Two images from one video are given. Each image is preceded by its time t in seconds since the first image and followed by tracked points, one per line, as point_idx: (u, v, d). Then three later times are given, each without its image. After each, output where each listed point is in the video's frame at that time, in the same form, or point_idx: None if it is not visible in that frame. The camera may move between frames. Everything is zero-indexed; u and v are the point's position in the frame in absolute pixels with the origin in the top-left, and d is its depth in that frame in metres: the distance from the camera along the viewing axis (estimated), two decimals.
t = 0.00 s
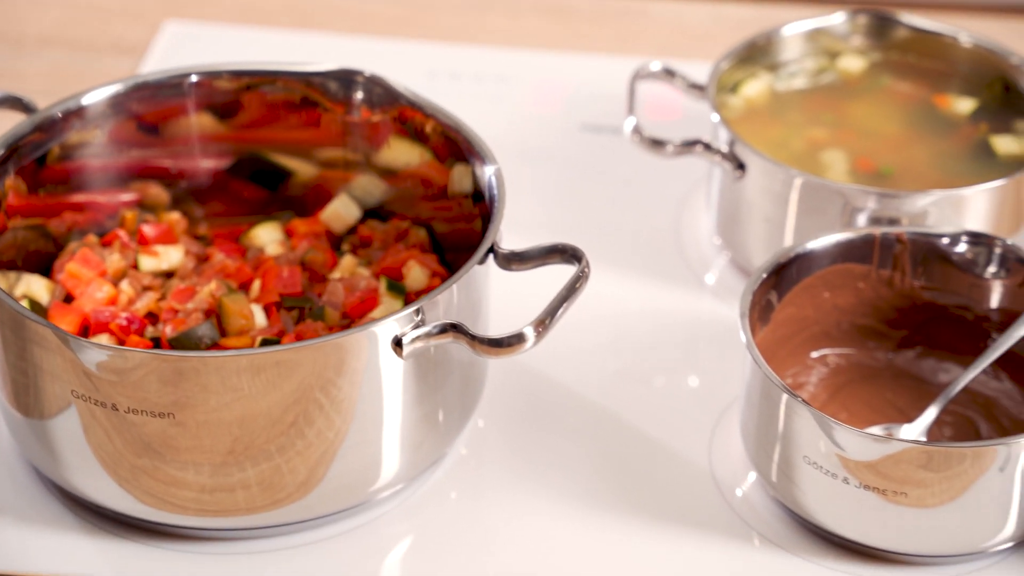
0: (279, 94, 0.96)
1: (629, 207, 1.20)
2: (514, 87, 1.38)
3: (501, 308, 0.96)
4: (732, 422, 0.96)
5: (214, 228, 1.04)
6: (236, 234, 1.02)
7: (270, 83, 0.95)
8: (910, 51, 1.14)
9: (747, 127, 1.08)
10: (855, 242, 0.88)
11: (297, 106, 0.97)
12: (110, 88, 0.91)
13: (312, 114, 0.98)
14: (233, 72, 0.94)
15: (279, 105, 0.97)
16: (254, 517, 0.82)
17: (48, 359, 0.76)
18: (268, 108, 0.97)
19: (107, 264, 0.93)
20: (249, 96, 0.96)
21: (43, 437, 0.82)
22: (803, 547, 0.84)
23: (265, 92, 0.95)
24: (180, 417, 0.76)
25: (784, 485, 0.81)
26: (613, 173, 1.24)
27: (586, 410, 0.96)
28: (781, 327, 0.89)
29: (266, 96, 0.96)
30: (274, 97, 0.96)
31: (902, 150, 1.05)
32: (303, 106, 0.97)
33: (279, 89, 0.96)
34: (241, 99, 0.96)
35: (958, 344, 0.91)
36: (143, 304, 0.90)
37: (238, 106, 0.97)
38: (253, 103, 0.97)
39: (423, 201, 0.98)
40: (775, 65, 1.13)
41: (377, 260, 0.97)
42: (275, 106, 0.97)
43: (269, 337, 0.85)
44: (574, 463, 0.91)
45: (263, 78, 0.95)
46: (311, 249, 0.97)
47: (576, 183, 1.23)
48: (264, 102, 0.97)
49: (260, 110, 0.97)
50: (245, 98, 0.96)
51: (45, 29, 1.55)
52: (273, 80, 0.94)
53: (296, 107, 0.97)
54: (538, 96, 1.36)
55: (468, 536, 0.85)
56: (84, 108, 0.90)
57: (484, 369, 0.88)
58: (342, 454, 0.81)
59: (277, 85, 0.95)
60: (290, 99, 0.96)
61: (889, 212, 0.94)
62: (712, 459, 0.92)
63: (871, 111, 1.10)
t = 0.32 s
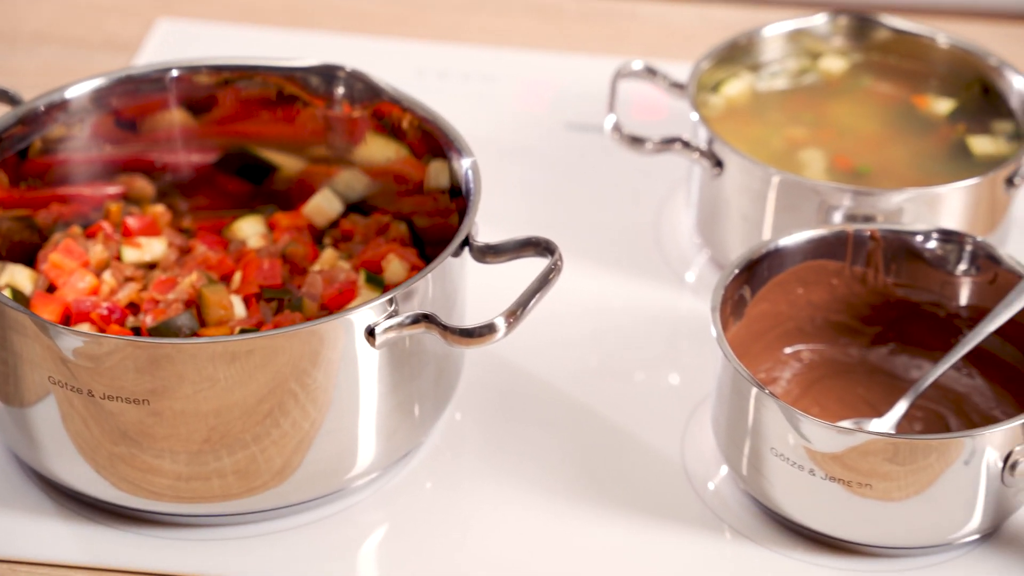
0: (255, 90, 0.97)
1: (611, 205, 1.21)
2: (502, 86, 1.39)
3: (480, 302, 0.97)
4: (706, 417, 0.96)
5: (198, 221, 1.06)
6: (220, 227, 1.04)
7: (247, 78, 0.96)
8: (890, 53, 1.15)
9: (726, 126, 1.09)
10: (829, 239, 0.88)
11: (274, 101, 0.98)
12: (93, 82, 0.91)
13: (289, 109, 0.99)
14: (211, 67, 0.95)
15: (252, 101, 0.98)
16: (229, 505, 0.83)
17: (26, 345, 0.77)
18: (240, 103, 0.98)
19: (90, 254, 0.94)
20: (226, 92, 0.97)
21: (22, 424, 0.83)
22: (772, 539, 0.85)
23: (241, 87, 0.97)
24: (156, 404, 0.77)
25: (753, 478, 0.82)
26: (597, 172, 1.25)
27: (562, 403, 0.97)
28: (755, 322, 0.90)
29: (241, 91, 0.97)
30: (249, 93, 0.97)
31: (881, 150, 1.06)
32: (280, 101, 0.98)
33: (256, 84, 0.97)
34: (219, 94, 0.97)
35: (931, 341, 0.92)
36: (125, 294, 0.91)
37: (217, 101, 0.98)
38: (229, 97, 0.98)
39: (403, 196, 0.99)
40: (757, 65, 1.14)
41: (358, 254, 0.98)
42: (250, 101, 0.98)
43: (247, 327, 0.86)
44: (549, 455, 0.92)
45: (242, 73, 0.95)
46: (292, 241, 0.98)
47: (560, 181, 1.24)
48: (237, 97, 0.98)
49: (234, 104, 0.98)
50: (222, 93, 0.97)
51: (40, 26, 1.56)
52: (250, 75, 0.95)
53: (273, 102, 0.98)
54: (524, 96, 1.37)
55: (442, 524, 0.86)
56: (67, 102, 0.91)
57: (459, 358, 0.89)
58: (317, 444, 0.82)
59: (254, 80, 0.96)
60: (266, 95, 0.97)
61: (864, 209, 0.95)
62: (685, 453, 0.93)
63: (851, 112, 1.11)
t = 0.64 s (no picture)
0: (231, 89, 0.98)
1: (595, 205, 1.22)
2: (490, 88, 1.40)
3: (460, 297, 0.99)
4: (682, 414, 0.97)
5: (183, 218, 1.07)
6: (205, 223, 1.05)
7: (225, 77, 0.97)
8: (872, 56, 1.16)
9: (707, 128, 1.10)
10: (802, 238, 0.89)
11: (252, 100, 0.99)
12: (76, 80, 0.93)
13: (266, 109, 1.00)
14: (192, 66, 0.96)
15: (228, 100, 0.99)
16: (208, 495, 0.84)
17: (5, 335, 0.78)
18: (217, 103, 1.00)
19: (74, 249, 0.95)
20: (204, 91, 0.98)
21: (3, 414, 0.84)
22: (744, 534, 0.86)
23: (219, 86, 0.98)
24: (133, 396, 0.78)
25: (725, 474, 0.83)
26: (581, 172, 1.26)
27: (540, 399, 0.98)
28: (730, 320, 0.91)
29: (218, 91, 0.98)
30: (225, 92, 0.98)
31: (860, 152, 1.07)
32: (257, 100, 0.99)
33: (232, 83, 0.98)
34: (198, 93, 0.98)
35: (904, 340, 0.93)
36: (108, 288, 0.92)
37: (196, 99, 0.99)
38: (206, 97, 0.99)
39: (384, 195, 1.00)
40: (739, 68, 1.15)
41: (339, 251, 0.99)
42: (226, 100, 0.99)
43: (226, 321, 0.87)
44: (526, 450, 0.93)
45: (221, 71, 0.97)
46: (274, 238, 0.99)
47: (545, 181, 1.25)
48: (214, 97, 0.99)
49: (209, 104, 1.00)
50: (201, 93, 0.99)
51: (35, 25, 1.57)
52: (230, 73, 0.97)
53: (251, 101, 0.99)
54: (512, 97, 1.38)
55: (418, 516, 0.87)
56: (51, 99, 0.92)
57: (436, 351, 0.90)
58: (294, 437, 0.83)
59: (232, 79, 0.97)
60: (243, 94, 0.99)
61: (840, 210, 0.96)
62: (660, 448, 0.94)
63: (832, 114, 1.13)
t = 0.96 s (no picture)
0: (210, 91, 1.00)
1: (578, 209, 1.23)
2: (478, 91, 1.42)
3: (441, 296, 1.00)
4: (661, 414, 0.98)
5: (170, 217, 1.08)
6: (191, 223, 1.06)
7: (205, 78, 0.99)
8: (854, 62, 1.17)
9: (689, 130, 1.11)
10: (778, 239, 0.90)
11: (230, 103, 1.01)
12: (62, 80, 0.94)
13: (244, 111, 1.02)
14: (175, 66, 0.98)
15: (205, 102, 1.01)
16: (188, 490, 0.85)
17: None
18: (194, 106, 1.01)
19: (59, 246, 0.96)
20: (182, 94, 1.00)
21: None
22: (718, 531, 0.87)
23: (198, 88, 1.00)
24: (113, 390, 0.79)
25: (699, 472, 0.84)
26: (567, 175, 1.28)
27: (519, 397, 0.99)
28: (707, 320, 0.92)
29: (197, 93, 1.00)
30: (204, 94, 1.00)
31: (840, 156, 1.08)
32: (235, 103, 1.01)
33: (211, 85, 1.00)
34: (177, 95, 1.00)
35: (880, 341, 0.94)
36: (93, 285, 0.93)
37: (174, 102, 1.01)
38: (184, 99, 1.01)
39: (367, 196, 1.01)
40: (722, 72, 1.16)
41: (322, 250, 1.00)
42: (203, 103, 1.01)
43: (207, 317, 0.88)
44: (503, 448, 0.94)
45: (204, 73, 0.99)
46: (258, 237, 1.01)
47: (530, 185, 1.26)
48: (192, 100, 1.01)
49: (186, 106, 1.01)
50: (178, 95, 1.00)
51: (30, 28, 1.59)
52: (212, 74, 0.98)
53: (229, 104, 1.01)
54: (499, 102, 1.40)
55: (396, 511, 0.88)
56: (36, 99, 0.93)
57: (415, 348, 0.91)
58: (274, 433, 0.84)
59: (213, 80, 0.99)
60: (222, 97, 1.00)
61: (818, 212, 0.97)
62: (638, 447, 0.95)
63: (813, 118, 1.14)
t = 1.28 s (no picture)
0: (191, 95, 1.02)
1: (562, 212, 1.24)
2: (466, 98, 1.44)
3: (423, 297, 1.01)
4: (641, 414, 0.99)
5: (158, 219, 1.10)
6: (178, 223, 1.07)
7: (188, 82, 1.01)
8: (836, 69, 1.18)
9: (672, 135, 1.12)
10: (755, 242, 0.91)
11: (210, 106, 1.03)
12: (49, 82, 0.95)
13: (224, 115, 1.04)
14: (159, 69, 0.99)
15: (185, 106, 1.03)
16: (170, 486, 0.86)
17: None
18: (175, 109, 1.03)
19: (46, 246, 0.98)
20: (162, 97, 1.02)
21: None
22: (694, 530, 0.88)
23: (180, 91, 1.01)
24: (94, 387, 0.80)
25: (675, 472, 0.85)
26: (552, 179, 1.29)
27: (500, 396, 1.00)
28: (686, 322, 0.93)
29: (177, 97, 1.02)
30: (185, 98, 1.02)
31: (821, 161, 1.09)
32: (216, 107, 1.03)
33: (193, 88, 1.02)
34: (157, 100, 1.02)
35: (858, 343, 0.95)
36: (79, 284, 0.95)
37: (155, 105, 1.02)
38: (164, 103, 1.02)
39: (353, 198, 1.02)
40: (706, 78, 1.17)
41: (306, 251, 1.01)
42: (183, 107, 1.03)
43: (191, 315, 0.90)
44: (483, 447, 0.95)
45: (187, 76, 1.00)
46: (243, 239, 1.02)
47: (516, 189, 1.27)
48: (173, 104, 1.03)
49: (167, 109, 1.03)
50: (157, 99, 1.02)
51: (25, 34, 1.60)
52: (195, 78, 1.00)
53: (210, 108, 1.03)
54: (487, 108, 1.41)
55: (378, 508, 0.89)
56: (24, 101, 0.94)
57: (396, 348, 0.92)
58: (255, 430, 0.85)
59: (194, 84, 1.01)
60: (202, 100, 1.02)
61: (797, 215, 0.98)
62: (616, 446, 0.96)
63: (796, 125, 1.15)
